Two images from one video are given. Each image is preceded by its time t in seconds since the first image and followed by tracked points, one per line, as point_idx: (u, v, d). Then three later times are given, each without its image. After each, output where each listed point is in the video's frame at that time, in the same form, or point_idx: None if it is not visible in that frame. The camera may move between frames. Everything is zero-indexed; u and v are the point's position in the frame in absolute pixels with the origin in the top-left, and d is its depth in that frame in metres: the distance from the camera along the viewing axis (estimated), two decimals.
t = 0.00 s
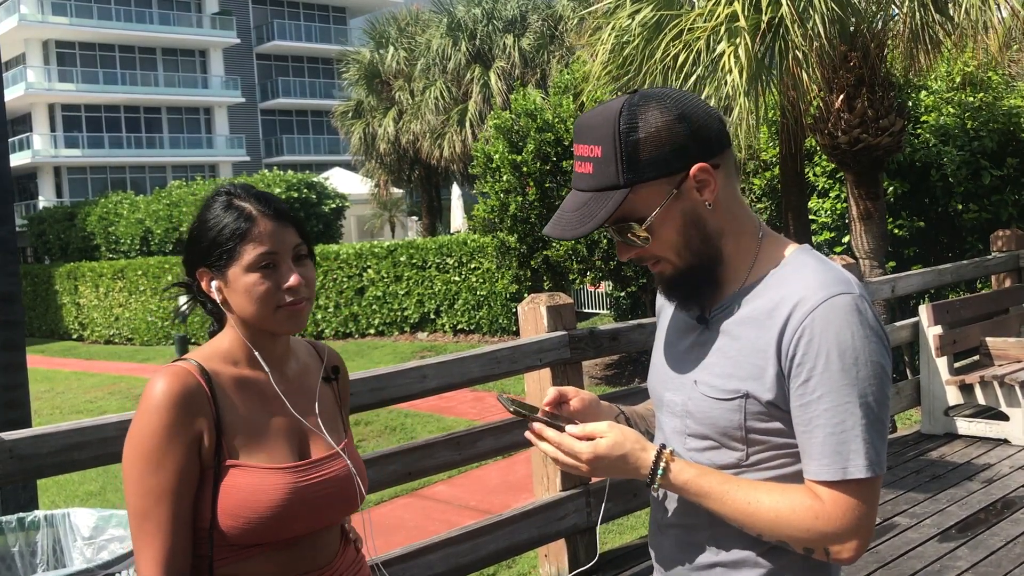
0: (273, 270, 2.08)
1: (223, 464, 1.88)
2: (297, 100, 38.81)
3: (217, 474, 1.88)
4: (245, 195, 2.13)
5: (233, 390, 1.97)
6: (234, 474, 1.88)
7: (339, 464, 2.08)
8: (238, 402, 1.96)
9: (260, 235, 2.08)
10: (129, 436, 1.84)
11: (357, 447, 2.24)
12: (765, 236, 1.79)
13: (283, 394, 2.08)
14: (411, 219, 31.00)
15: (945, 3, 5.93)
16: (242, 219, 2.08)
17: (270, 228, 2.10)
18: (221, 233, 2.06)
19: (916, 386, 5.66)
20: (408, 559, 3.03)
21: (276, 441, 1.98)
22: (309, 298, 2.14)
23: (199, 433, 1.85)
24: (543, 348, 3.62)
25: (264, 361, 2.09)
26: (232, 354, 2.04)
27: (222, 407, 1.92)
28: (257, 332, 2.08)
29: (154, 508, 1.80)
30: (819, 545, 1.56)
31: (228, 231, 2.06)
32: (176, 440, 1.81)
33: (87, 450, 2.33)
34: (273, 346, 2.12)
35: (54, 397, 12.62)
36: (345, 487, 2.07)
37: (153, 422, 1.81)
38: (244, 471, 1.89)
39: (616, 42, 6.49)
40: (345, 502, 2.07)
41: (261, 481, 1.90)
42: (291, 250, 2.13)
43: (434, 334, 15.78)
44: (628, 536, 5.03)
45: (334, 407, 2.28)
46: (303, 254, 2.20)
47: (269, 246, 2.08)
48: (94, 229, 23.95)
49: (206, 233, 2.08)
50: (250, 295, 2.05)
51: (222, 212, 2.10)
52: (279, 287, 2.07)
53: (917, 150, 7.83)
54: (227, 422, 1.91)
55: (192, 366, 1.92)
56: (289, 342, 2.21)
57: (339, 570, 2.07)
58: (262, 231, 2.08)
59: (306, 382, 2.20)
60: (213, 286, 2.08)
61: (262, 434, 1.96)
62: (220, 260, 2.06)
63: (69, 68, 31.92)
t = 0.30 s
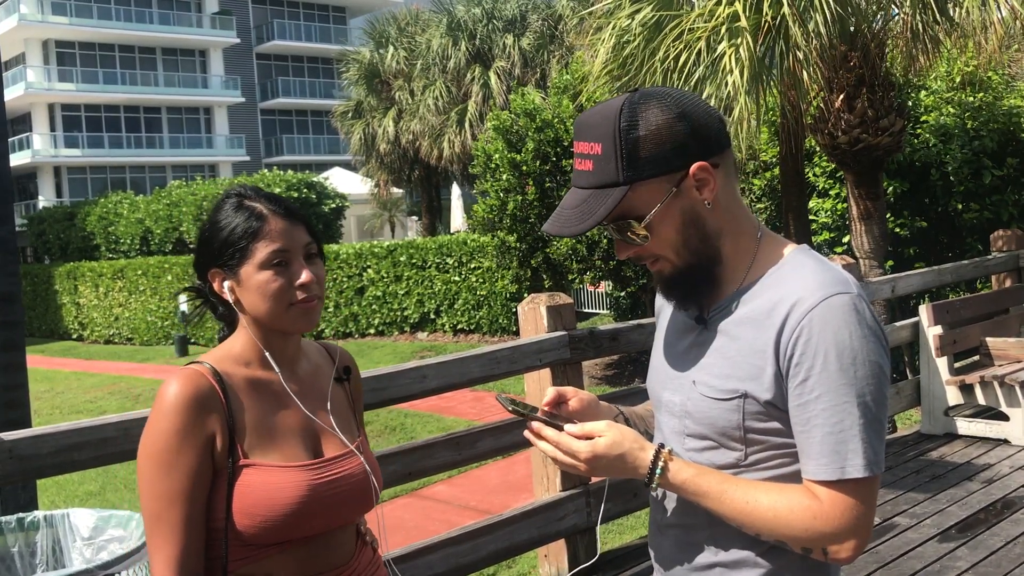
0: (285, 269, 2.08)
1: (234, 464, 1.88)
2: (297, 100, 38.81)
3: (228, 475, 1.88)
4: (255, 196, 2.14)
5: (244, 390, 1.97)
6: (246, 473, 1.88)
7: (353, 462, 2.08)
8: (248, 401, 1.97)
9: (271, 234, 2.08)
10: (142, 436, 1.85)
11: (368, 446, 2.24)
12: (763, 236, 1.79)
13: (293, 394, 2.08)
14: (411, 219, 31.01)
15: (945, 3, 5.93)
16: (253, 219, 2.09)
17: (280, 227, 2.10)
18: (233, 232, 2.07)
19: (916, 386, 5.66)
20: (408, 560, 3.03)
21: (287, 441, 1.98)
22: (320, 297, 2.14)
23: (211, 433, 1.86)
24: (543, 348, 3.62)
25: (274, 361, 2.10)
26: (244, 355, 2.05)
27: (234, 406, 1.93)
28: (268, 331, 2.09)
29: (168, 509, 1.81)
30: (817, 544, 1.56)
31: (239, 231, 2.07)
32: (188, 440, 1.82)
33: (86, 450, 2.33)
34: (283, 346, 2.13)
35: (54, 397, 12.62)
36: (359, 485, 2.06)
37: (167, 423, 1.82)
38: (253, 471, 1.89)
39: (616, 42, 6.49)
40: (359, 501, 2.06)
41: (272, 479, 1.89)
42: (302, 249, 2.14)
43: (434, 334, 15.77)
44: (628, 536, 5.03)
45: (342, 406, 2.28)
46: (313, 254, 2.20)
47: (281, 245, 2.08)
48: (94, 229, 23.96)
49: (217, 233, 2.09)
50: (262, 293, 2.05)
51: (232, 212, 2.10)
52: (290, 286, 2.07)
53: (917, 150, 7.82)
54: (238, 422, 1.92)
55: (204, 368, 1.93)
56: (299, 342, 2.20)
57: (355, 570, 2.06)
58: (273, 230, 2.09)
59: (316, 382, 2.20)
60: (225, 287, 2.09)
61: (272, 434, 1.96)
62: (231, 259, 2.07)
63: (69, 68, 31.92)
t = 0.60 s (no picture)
0: (289, 270, 2.08)
1: (249, 464, 1.89)
2: (297, 100, 38.82)
3: (244, 476, 1.88)
4: (258, 198, 2.15)
5: (251, 390, 1.98)
6: (259, 474, 1.89)
7: (358, 461, 2.08)
8: (257, 401, 1.97)
9: (275, 235, 2.08)
10: (155, 440, 1.85)
11: (371, 444, 2.25)
12: (759, 237, 1.80)
13: (297, 394, 2.09)
14: (411, 219, 31.04)
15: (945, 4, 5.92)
16: (256, 222, 2.09)
17: (284, 230, 2.11)
18: (238, 235, 2.07)
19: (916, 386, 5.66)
20: (408, 560, 3.03)
21: (295, 441, 1.99)
22: (323, 299, 2.14)
23: (225, 435, 1.86)
24: (543, 348, 3.62)
25: (279, 362, 2.10)
26: (248, 356, 2.05)
27: (246, 408, 1.93)
28: (272, 333, 2.09)
29: (187, 512, 1.81)
30: (814, 544, 1.56)
31: (242, 234, 2.07)
32: (202, 443, 1.81)
33: (86, 451, 2.32)
34: (287, 348, 2.13)
35: (53, 397, 12.61)
36: (365, 484, 2.07)
37: (180, 426, 1.81)
38: (266, 472, 1.90)
39: (615, 42, 6.48)
40: (367, 500, 2.07)
41: (283, 480, 1.90)
42: (305, 250, 2.14)
43: (434, 334, 15.77)
44: (628, 536, 5.03)
45: (344, 406, 2.29)
46: (316, 255, 2.21)
47: (285, 246, 2.09)
48: (94, 229, 23.96)
49: (220, 236, 2.10)
50: (266, 294, 2.06)
51: (235, 215, 2.10)
52: (294, 288, 2.08)
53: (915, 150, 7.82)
54: (249, 422, 1.92)
55: (211, 370, 1.93)
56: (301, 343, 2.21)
57: (363, 568, 2.07)
58: (276, 232, 2.09)
59: (320, 384, 2.21)
60: (228, 289, 2.09)
61: (279, 434, 1.97)
62: (234, 262, 2.07)
63: (69, 68, 31.92)
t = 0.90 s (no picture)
0: (284, 269, 2.10)
1: (247, 463, 1.90)
2: (296, 100, 38.81)
3: (241, 475, 1.89)
4: (253, 197, 2.16)
5: (247, 390, 1.98)
6: (258, 473, 1.89)
7: (351, 462, 2.09)
8: (253, 400, 1.98)
9: (269, 235, 2.10)
10: (151, 439, 1.85)
11: (360, 445, 2.26)
12: (758, 236, 1.80)
13: (290, 394, 2.10)
14: (410, 219, 31.06)
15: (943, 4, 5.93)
16: (251, 221, 2.11)
17: (279, 229, 2.12)
18: (233, 234, 2.08)
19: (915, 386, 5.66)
20: (406, 559, 3.04)
21: (288, 442, 2.00)
22: (317, 299, 2.15)
23: (223, 435, 1.86)
24: (541, 348, 3.62)
25: (271, 362, 2.11)
26: (243, 355, 2.05)
27: (242, 407, 1.93)
28: (266, 333, 2.10)
29: (183, 512, 1.81)
30: (812, 543, 1.57)
31: (237, 232, 2.08)
32: (202, 443, 1.81)
33: (85, 450, 2.33)
34: (280, 348, 2.13)
35: (53, 397, 12.61)
36: (357, 484, 2.08)
37: (176, 424, 1.81)
38: (264, 470, 1.90)
39: (614, 42, 6.48)
40: (358, 500, 2.09)
41: (280, 480, 1.91)
42: (300, 250, 2.15)
43: (433, 333, 15.76)
44: (627, 536, 5.04)
45: (336, 407, 2.29)
46: (311, 255, 2.22)
47: (279, 246, 2.10)
48: (94, 229, 23.95)
49: (214, 235, 2.11)
50: (261, 294, 2.07)
51: (229, 214, 2.12)
52: (289, 287, 2.09)
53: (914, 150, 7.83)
54: (247, 422, 1.93)
55: (208, 369, 1.93)
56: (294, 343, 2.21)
57: (353, 569, 2.08)
58: (271, 232, 2.11)
59: (310, 383, 2.22)
60: (223, 288, 2.10)
61: (273, 434, 1.97)
62: (229, 261, 2.08)
63: (68, 68, 31.91)
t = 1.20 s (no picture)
0: (274, 267, 2.10)
1: (234, 463, 1.90)
2: (296, 100, 38.80)
3: (227, 475, 1.89)
4: (244, 194, 2.16)
5: (235, 389, 1.98)
6: (245, 474, 1.90)
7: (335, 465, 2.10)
8: (241, 400, 1.98)
9: (260, 231, 2.10)
10: (137, 437, 1.85)
11: (343, 447, 2.26)
12: (757, 235, 1.80)
13: (278, 394, 2.10)
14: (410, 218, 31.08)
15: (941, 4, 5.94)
16: (241, 218, 2.11)
17: (270, 226, 2.12)
18: (223, 229, 2.09)
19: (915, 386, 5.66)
20: (404, 559, 3.03)
21: (274, 443, 2.00)
22: (307, 297, 2.15)
23: (210, 435, 1.86)
24: (541, 347, 3.62)
25: (257, 361, 2.11)
26: (231, 353, 2.06)
27: (230, 406, 1.93)
28: (254, 331, 2.10)
29: (168, 511, 1.81)
30: (812, 542, 1.57)
31: (227, 229, 2.08)
32: (191, 443, 1.82)
33: (84, 449, 2.33)
34: (267, 346, 2.14)
35: (52, 397, 12.60)
36: (340, 488, 2.09)
37: (163, 423, 1.81)
38: (251, 471, 1.91)
39: (614, 42, 6.48)
40: (341, 503, 2.10)
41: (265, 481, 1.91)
42: (291, 247, 2.16)
43: (433, 333, 15.76)
44: (627, 535, 5.04)
45: (323, 408, 2.29)
46: (300, 253, 2.22)
47: (270, 243, 2.10)
48: (94, 229, 23.94)
49: (205, 231, 2.11)
50: (250, 290, 2.07)
51: (219, 210, 2.12)
52: (279, 284, 2.09)
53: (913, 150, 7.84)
54: (235, 421, 1.93)
55: (197, 367, 1.93)
56: (282, 342, 2.22)
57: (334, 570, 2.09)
58: (262, 228, 2.11)
59: (296, 381, 2.22)
60: (212, 284, 2.10)
61: (260, 435, 1.97)
62: (218, 257, 2.08)
63: (68, 67, 31.89)
